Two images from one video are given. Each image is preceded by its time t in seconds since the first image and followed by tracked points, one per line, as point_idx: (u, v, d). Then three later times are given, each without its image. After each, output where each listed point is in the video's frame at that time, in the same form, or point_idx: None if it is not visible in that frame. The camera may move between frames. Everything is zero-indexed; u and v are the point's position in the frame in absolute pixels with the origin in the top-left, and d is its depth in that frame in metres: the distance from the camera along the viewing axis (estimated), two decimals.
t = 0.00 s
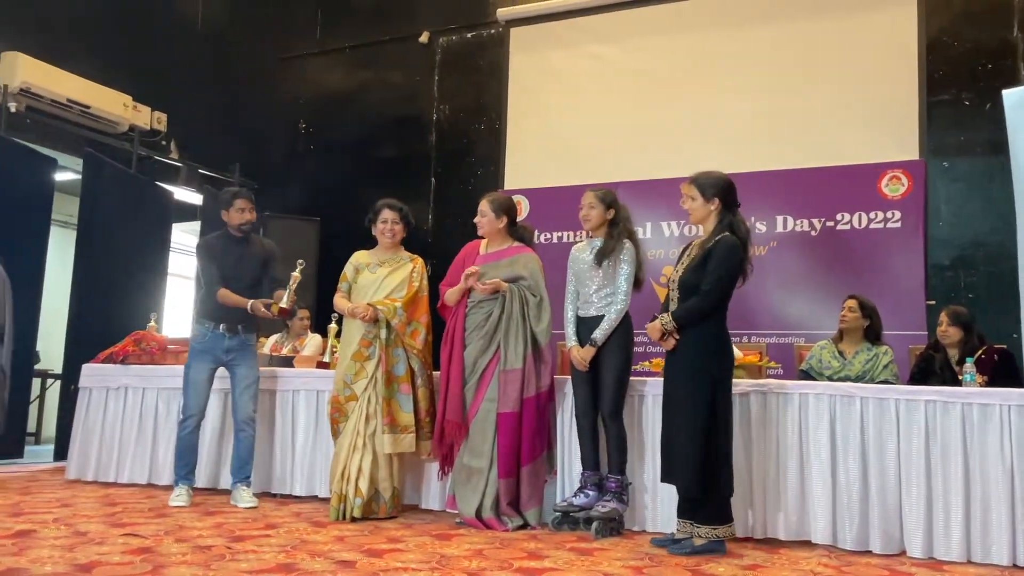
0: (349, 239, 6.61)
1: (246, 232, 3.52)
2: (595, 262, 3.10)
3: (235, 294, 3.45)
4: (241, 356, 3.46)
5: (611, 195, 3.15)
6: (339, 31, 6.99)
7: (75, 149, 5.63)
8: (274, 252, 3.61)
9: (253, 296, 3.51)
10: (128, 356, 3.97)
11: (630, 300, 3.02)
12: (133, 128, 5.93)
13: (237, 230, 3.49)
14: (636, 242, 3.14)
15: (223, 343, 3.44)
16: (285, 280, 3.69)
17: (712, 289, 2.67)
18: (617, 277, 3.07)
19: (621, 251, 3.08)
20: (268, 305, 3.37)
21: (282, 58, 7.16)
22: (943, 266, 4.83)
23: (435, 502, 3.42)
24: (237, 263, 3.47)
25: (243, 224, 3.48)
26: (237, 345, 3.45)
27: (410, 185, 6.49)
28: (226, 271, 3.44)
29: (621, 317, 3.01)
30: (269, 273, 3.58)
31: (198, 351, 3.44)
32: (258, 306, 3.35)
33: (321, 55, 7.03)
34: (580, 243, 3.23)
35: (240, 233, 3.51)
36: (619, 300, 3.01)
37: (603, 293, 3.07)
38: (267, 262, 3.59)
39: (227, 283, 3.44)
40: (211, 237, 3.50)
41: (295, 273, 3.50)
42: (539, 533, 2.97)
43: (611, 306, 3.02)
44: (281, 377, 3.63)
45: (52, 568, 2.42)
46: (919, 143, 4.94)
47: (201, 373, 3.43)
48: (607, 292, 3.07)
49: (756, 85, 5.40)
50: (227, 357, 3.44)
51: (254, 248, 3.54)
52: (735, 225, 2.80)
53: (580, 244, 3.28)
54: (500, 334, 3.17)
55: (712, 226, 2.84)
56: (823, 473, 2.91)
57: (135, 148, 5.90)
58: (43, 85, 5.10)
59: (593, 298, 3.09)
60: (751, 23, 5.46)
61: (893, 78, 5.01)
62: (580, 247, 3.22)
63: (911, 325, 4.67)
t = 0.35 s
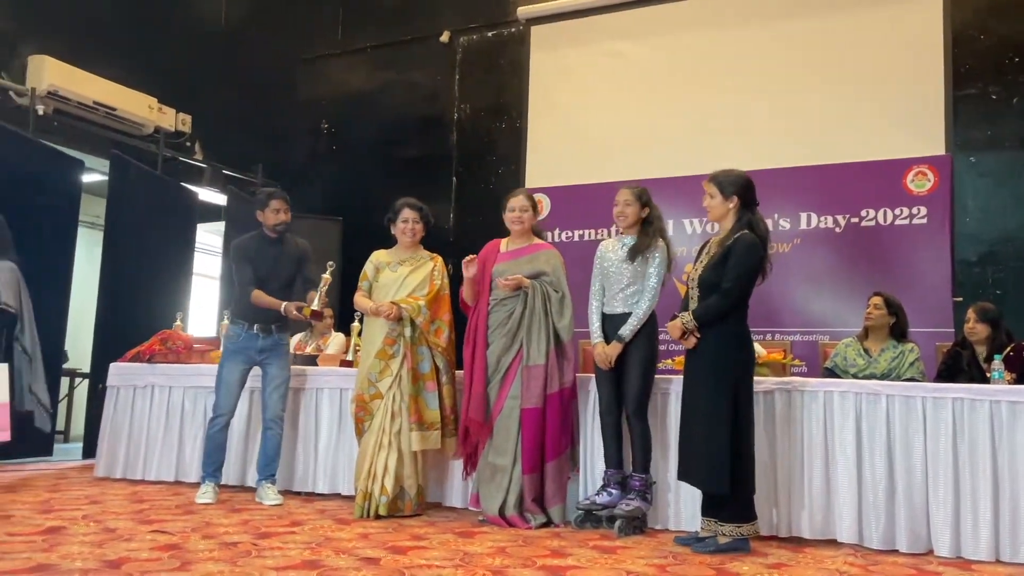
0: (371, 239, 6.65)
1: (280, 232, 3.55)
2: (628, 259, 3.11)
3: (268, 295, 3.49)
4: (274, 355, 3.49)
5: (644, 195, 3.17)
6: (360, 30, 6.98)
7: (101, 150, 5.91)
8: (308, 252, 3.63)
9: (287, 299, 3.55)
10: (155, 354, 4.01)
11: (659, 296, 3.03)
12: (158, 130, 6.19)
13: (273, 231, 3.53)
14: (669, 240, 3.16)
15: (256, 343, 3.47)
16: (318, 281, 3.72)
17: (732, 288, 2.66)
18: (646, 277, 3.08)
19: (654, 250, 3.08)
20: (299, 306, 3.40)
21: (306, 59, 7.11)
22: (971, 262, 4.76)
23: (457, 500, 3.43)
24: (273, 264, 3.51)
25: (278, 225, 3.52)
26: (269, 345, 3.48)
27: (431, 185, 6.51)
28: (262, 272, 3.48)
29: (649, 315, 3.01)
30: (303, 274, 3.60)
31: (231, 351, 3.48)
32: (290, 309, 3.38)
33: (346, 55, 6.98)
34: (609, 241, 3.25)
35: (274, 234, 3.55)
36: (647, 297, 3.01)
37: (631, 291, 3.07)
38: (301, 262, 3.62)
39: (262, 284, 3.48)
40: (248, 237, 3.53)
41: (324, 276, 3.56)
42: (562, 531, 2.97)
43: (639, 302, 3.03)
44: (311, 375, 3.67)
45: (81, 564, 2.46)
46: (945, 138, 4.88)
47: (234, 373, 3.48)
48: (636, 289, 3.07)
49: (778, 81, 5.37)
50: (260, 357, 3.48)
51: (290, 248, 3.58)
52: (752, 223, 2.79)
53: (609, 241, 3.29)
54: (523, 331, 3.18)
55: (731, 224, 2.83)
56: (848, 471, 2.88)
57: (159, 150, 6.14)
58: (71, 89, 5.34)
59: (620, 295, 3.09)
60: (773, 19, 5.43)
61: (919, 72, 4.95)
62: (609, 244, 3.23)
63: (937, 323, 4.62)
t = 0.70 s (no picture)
0: (396, 237, 6.70)
1: (307, 231, 3.59)
2: (655, 257, 3.10)
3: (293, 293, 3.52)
4: (303, 353, 3.53)
5: (665, 189, 3.15)
6: (388, 30, 7.03)
7: (134, 151, 6.00)
8: (335, 250, 3.67)
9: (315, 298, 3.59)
10: (185, 353, 4.06)
11: (689, 295, 3.03)
12: (188, 130, 6.23)
13: (300, 229, 3.57)
14: (693, 237, 3.15)
15: (284, 340, 3.51)
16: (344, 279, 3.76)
17: (759, 284, 2.65)
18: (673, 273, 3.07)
19: (680, 247, 3.08)
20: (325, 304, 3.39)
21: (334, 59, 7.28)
22: (1004, 258, 4.65)
23: (485, 497, 3.46)
24: (300, 263, 3.54)
25: (304, 223, 3.56)
26: (299, 342, 3.53)
27: (457, 183, 6.52)
28: (289, 270, 3.52)
29: (679, 313, 3.01)
30: (328, 272, 3.64)
31: (260, 350, 3.52)
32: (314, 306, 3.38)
33: (371, 54, 7.06)
34: (633, 240, 3.24)
35: (300, 232, 3.58)
36: (678, 295, 3.01)
37: (659, 288, 3.07)
38: (328, 261, 3.65)
39: (290, 283, 3.52)
40: (277, 235, 3.57)
41: (345, 273, 3.57)
42: (589, 528, 2.98)
43: (669, 299, 3.03)
44: (340, 372, 3.70)
45: (116, 559, 2.50)
46: (977, 132, 4.81)
47: (264, 370, 3.52)
48: (664, 288, 3.07)
49: (805, 76, 5.32)
50: (289, 354, 3.52)
51: (317, 247, 3.61)
52: (780, 219, 2.77)
53: (633, 239, 3.28)
54: (552, 327, 3.19)
55: (757, 221, 2.82)
56: (879, 470, 2.86)
57: (189, 150, 6.21)
58: (103, 91, 5.44)
59: (649, 292, 3.09)
60: (800, 14, 5.39)
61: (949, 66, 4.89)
62: (634, 242, 3.23)
63: (968, 319, 4.58)
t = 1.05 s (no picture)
0: (422, 234, 6.74)
1: (337, 228, 3.62)
2: (681, 256, 3.09)
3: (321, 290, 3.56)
4: (332, 349, 3.56)
5: (685, 188, 3.14)
6: (413, 28, 7.06)
7: (165, 150, 6.14)
8: (364, 247, 3.68)
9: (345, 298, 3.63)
10: (216, 350, 4.12)
11: (717, 292, 3.02)
12: (217, 130, 6.39)
13: (329, 228, 3.60)
14: (716, 234, 3.15)
15: (314, 337, 3.55)
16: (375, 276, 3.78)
17: (788, 280, 2.63)
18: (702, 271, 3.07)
19: (705, 246, 3.08)
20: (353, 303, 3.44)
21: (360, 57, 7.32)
22: None
23: (512, 493, 3.48)
24: (329, 261, 3.58)
25: (334, 219, 3.58)
26: (328, 339, 3.56)
27: (483, 180, 6.53)
28: (318, 269, 3.57)
29: (710, 310, 3.01)
30: (358, 268, 3.66)
31: (291, 347, 3.56)
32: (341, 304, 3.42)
33: (397, 52, 7.10)
34: (657, 238, 3.24)
35: (329, 229, 3.62)
36: (707, 293, 3.00)
37: (688, 288, 3.06)
38: (358, 257, 3.67)
39: (318, 281, 3.56)
40: (307, 233, 3.61)
41: (374, 270, 3.59)
42: (617, 525, 2.98)
43: (698, 297, 3.03)
44: (369, 368, 3.75)
45: (151, 552, 2.54)
46: (1011, 125, 4.73)
47: (294, 367, 3.56)
48: (693, 287, 3.06)
49: (834, 69, 5.28)
50: (320, 351, 3.55)
51: (346, 245, 3.63)
52: (809, 216, 2.74)
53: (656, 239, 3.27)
54: (577, 325, 3.20)
55: (785, 216, 2.80)
56: (911, 467, 2.83)
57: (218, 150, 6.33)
58: (135, 91, 5.54)
59: (678, 290, 3.08)
60: (828, 7, 5.34)
61: (982, 58, 4.83)
62: (657, 242, 3.22)
63: (1001, 314, 4.51)
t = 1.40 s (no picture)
0: (444, 230, 6.78)
1: (363, 225, 3.65)
2: (707, 253, 3.09)
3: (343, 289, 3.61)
4: (358, 345, 3.60)
5: (709, 186, 3.13)
6: (435, 24, 7.06)
7: (192, 149, 6.25)
8: (390, 244, 3.71)
9: (371, 292, 3.66)
10: (243, 346, 4.19)
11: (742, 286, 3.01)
12: (243, 128, 6.50)
13: (351, 225, 3.65)
14: (742, 230, 3.13)
15: (340, 333, 3.60)
16: (403, 271, 3.81)
17: (812, 276, 2.62)
18: (727, 266, 3.06)
19: (730, 242, 3.07)
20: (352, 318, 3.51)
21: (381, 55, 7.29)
22: None
23: (536, 489, 3.49)
24: (353, 256, 3.62)
25: (359, 217, 3.61)
26: (354, 335, 3.60)
27: (506, 176, 6.55)
28: (342, 264, 3.62)
29: (735, 304, 3.00)
30: (383, 265, 3.70)
31: (318, 344, 3.62)
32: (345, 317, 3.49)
33: (419, 49, 7.09)
34: (683, 234, 3.24)
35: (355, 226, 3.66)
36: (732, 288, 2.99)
37: (713, 283, 3.06)
38: (384, 254, 3.71)
39: (343, 276, 3.61)
40: (331, 230, 3.68)
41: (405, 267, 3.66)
42: (641, 521, 2.99)
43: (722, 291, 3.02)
44: (394, 364, 3.79)
45: (181, 544, 2.58)
46: None
47: (320, 363, 3.61)
48: (718, 279, 3.06)
49: (861, 63, 5.23)
50: (346, 346, 3.60)
51: (370, 240, 3.67)
52: (829, 210, 2.72)
53: (682, 236, 3.27)
54: (598, 320, 3.20)
55: (804, 211, 2.78)
56: (938, 463, 2.81)
57: (244, 147, 6.49)
58: (162, 91, 5.63)
59: (703, 285, 3.07)
60: None
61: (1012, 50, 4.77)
62: (683, 237, 3.22)
63: None
